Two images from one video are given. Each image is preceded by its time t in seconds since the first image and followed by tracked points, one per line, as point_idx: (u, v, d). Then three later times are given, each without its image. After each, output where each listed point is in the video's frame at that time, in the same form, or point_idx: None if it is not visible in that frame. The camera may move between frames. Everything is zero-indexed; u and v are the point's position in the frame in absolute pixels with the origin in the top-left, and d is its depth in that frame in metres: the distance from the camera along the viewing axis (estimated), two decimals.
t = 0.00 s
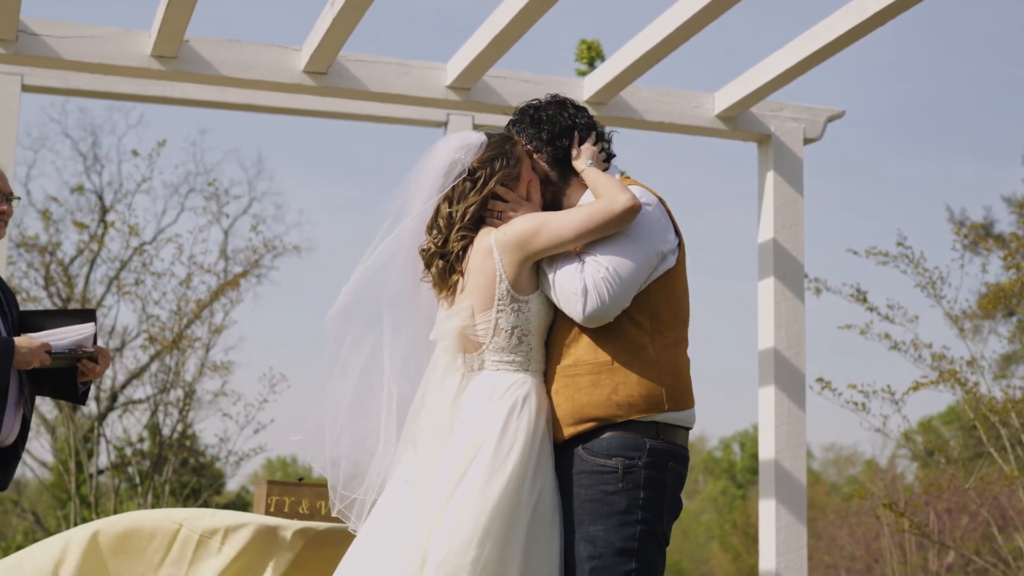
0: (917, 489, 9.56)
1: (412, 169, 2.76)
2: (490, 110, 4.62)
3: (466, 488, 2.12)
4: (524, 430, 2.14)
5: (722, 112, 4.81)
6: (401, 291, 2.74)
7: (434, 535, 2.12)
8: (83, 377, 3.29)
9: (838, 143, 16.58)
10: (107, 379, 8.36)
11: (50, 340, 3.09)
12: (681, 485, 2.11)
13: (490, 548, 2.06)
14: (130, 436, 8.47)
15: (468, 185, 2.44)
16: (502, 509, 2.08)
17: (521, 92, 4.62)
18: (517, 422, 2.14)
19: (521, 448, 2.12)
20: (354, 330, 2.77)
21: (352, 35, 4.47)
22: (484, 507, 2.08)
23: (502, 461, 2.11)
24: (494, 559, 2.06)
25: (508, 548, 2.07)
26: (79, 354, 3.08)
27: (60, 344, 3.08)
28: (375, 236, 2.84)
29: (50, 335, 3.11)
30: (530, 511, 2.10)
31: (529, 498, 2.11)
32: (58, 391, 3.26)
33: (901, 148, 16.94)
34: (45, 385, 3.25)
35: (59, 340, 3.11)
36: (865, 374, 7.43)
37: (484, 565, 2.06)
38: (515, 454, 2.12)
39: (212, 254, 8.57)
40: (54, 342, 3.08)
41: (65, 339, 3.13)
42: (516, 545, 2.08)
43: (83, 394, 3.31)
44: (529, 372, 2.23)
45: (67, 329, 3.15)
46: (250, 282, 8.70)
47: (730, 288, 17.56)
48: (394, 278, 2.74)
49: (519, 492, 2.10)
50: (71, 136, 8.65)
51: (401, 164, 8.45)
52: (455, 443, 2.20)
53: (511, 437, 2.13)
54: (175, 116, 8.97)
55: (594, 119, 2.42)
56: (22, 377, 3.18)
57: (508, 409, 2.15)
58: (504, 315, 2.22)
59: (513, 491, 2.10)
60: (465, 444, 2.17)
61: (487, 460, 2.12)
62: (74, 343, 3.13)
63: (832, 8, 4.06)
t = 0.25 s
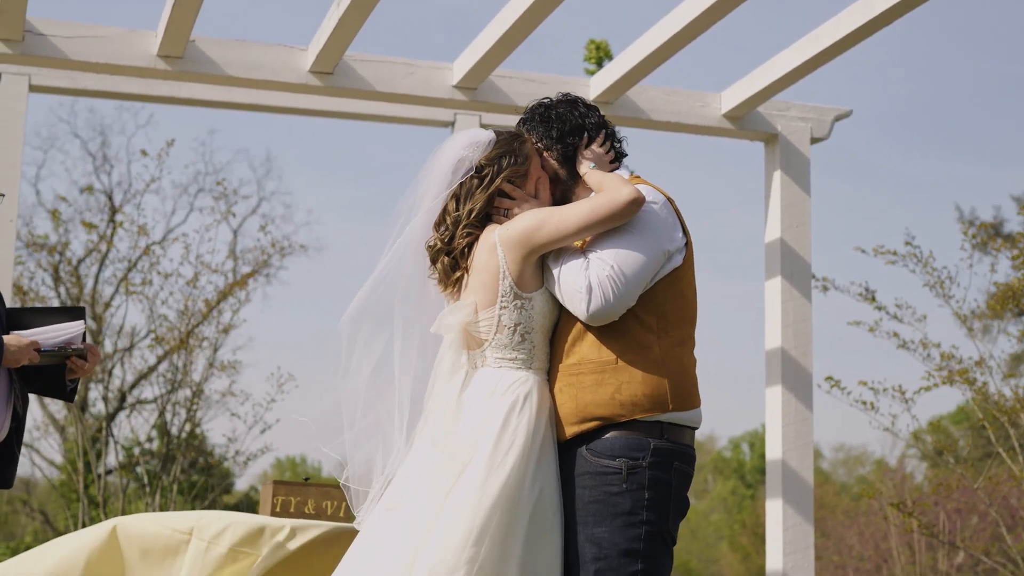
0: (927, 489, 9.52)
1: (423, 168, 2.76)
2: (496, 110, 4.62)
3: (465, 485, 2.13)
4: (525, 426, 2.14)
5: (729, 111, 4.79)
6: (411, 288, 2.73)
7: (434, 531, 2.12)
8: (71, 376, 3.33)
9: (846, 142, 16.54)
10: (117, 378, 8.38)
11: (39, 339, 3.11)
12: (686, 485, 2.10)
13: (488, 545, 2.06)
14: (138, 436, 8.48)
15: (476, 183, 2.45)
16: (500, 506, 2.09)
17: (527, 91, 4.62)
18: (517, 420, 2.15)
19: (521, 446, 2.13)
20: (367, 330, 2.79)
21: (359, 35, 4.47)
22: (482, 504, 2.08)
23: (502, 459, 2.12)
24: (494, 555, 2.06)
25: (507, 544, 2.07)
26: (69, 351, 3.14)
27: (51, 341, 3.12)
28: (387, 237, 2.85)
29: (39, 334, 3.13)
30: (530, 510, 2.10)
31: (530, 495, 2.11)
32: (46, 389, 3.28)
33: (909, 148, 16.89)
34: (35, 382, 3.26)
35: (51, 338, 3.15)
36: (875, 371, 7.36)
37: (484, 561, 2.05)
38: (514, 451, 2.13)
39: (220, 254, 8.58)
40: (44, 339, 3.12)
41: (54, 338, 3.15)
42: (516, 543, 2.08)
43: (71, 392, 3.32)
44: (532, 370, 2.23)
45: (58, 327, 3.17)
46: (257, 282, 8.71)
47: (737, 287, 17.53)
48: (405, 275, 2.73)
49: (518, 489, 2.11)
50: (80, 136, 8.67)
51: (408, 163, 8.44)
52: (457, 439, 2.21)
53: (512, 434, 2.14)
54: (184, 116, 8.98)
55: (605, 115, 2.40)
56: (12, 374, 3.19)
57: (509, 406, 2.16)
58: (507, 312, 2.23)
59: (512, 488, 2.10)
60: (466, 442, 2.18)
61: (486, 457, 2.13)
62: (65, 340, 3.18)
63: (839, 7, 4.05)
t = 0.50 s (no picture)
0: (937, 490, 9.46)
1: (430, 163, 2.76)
2: (502, 111, 4.61)
3: (466, 484, 2.12)
4: (526, 426, 2.14)
5: (736, 112, 4.78)
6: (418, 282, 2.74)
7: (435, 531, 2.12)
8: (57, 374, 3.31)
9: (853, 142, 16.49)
10: (125, 380, 8.39)
11: (24, 338, 3.09)
12: (691, 486, 2.09)
13: (489, 544, 2.06)
14: (146, 437, 8.49)
15: (481, 182, 2.43)
16: (501, 505, 2.08)
17: (533, 92, 4.61)
18: (518, 420, 2.15)
19: (522, 445, 2.12)
20: (380, 329, 2.78)
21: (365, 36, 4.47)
22: (482, 503, 2.09)
23: (502, 459, 2.12)
24: (494, 555, 2.06)
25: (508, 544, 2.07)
26: (55, 351, 3.13)
27: (36, 341, 3.10)
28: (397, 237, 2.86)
29: (24, 334, 3.10)
30: (532, 510, 2.10)
31: (530, 495, 2.11)
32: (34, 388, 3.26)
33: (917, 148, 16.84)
34: (22, 381, 3.24)
35: (37, 338, 3.12)
36: (884, 371, 7.37)
37: (484, 561, 2.05)
38: (515, 451, 2.12)
39: (226, 254, 8.58)
40: (29, 339, 3.09)
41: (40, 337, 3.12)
42: (517, 543, 2.08)
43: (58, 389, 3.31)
44: (535, 370, 2.22)
45: (44, 327, 3.14)
46: (263, 283, 8.72)
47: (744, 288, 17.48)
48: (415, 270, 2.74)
49: (520, 488, 2.10)
50: (89, 137, 8.68)
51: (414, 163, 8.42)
52: (459, 440, 2.21)
53: (513, 434, 2.14)
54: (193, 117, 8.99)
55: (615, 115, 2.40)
56: None
57: (510, 406, 2.16)
58: (509, 311, 2.23)
59: (513, 487, 2.10)
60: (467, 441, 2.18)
61: (486, 456, 2.13)
62: (50, 340, 3.14)
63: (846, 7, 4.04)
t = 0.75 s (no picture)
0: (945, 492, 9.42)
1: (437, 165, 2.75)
2: (507, 113, 4.61)
3: (467, 486, 2.13)
4: (527, 428, 2.13)
5: (741, 113, 4.77)
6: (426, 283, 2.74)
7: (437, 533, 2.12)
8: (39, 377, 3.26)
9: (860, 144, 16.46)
10: (133, 382, 8.38)
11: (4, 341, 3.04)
12: (695, 487, 2.08)
13: (493, 545, 2.06)
14: (154, 439, 8.51)
15: (484, 182, 2.43)
16: (503, 507, 2.08)
17: (538, 93, 4.60)
18: (518, 421, 2.14)
19: (523, 447, 2.12)
20: (389, 329, 2.77)
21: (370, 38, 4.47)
22: (484, 504, 2.09)
23: (502, 461, 2.12)
24: (497, 556, 2.07)
25: (510, 545, 2.07)
26: (38, 353, 3.09)
27: (17, 343, 3.05)
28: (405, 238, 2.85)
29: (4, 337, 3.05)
30: (535, 511, 2.10)
31: (532, 496, 2.11)
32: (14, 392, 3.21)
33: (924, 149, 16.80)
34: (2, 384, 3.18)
35: (16, 340, 3.07)
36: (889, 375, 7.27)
37: (486, 563, 2.06)
38: (515, 452, 2.12)
39: (233, 256, 8.59)
40: (10, 341, 3.05)
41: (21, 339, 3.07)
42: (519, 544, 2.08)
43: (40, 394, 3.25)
44: (537, 371, 2.22)
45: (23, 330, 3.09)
46: (269, 285, 8.73)
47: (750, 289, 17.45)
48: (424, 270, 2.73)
49: (522, 489, 2.10)
50: (97, 139, 8.70)
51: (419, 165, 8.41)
52: (461, 441, 2.20)
53: (513, 436, 2.13)
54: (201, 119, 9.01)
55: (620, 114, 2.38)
56: None
57: (511, 408, 2.15)
58: (511, 312, 2.22)
59: (514, 488, 2.10)
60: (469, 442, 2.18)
61: (487, 458, 2.13)
62: (30, 342, 3.10)
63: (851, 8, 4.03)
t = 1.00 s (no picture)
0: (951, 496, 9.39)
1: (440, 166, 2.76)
2: (510, 115, 4.61)
3: (468, 490, 2.13)
4: (527, 431, 2.14)
5: (745, 115, 4.77)
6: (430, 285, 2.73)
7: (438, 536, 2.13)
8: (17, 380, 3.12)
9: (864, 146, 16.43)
10: (138, 385, 8.42)
11: None
12: (696, 491, 2.08)
13: (494, 549, 2.07)
14: (160, 441, 8.55)
15: (482, 184, 2.42)
16: (503, 510, 2.09)
17: (541, 96, 4.61)
18: (518, 425, 2.14)
19: (523, 450, 2.12)
20: (397, 332, 2.77)
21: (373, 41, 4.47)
22: (484, 508, 2.09)
23: (503, 463, 2.12)
24: (498, 559, 2.07)
25: (512, 548, 2.08)
26: (14, 360, 2.89)
27: None
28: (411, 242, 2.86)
29: None
30: (536, 515, 2.10)
31: (533, 500, 2.11)
32: None
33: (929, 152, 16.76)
34: None
35: None
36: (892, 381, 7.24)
37: (487, 565, 2.06)
38: (515, 456, 2.12)
39: (238, 258, 8.60)
40: None
41: None
42: (521, 546, 2.08)
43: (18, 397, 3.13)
44: (537, 373, 2.22)
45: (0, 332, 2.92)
46: (274, 288, 8.72)
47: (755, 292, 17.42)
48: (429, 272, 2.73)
49: (523, 493, 2.10)
50: (103, 142, 8.71)
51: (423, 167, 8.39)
52: (461, 445, 2.21)
53: (513, 439, 2.14)
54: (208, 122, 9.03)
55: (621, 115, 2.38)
56: None
57: (511, 411, 2.15)
58: (511, 315, 2.22)
59: (515, 492, 2.10)
60: (469, 446, 2.19)
61: (487, 461, 2.13)
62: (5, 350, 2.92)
63: (855, 9, 4.02)
